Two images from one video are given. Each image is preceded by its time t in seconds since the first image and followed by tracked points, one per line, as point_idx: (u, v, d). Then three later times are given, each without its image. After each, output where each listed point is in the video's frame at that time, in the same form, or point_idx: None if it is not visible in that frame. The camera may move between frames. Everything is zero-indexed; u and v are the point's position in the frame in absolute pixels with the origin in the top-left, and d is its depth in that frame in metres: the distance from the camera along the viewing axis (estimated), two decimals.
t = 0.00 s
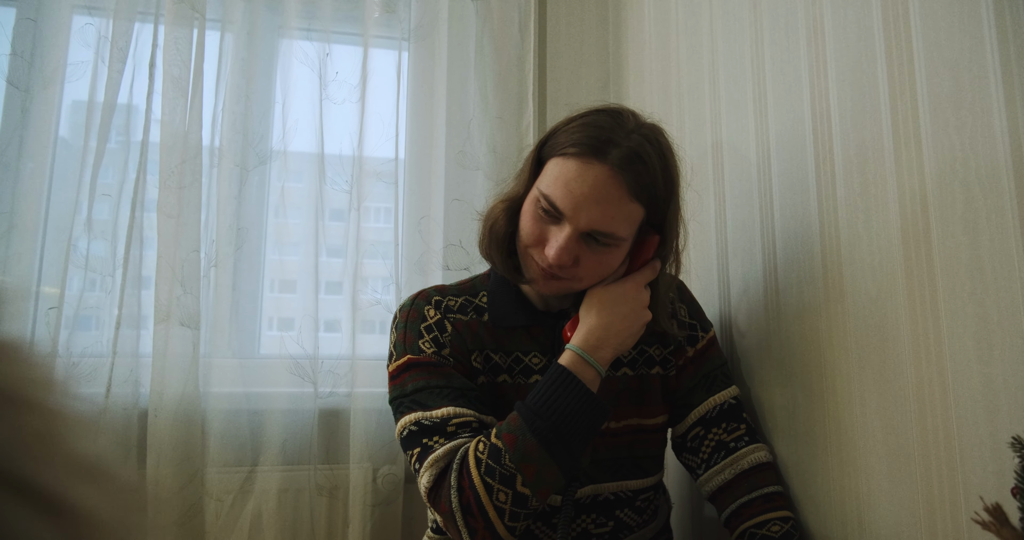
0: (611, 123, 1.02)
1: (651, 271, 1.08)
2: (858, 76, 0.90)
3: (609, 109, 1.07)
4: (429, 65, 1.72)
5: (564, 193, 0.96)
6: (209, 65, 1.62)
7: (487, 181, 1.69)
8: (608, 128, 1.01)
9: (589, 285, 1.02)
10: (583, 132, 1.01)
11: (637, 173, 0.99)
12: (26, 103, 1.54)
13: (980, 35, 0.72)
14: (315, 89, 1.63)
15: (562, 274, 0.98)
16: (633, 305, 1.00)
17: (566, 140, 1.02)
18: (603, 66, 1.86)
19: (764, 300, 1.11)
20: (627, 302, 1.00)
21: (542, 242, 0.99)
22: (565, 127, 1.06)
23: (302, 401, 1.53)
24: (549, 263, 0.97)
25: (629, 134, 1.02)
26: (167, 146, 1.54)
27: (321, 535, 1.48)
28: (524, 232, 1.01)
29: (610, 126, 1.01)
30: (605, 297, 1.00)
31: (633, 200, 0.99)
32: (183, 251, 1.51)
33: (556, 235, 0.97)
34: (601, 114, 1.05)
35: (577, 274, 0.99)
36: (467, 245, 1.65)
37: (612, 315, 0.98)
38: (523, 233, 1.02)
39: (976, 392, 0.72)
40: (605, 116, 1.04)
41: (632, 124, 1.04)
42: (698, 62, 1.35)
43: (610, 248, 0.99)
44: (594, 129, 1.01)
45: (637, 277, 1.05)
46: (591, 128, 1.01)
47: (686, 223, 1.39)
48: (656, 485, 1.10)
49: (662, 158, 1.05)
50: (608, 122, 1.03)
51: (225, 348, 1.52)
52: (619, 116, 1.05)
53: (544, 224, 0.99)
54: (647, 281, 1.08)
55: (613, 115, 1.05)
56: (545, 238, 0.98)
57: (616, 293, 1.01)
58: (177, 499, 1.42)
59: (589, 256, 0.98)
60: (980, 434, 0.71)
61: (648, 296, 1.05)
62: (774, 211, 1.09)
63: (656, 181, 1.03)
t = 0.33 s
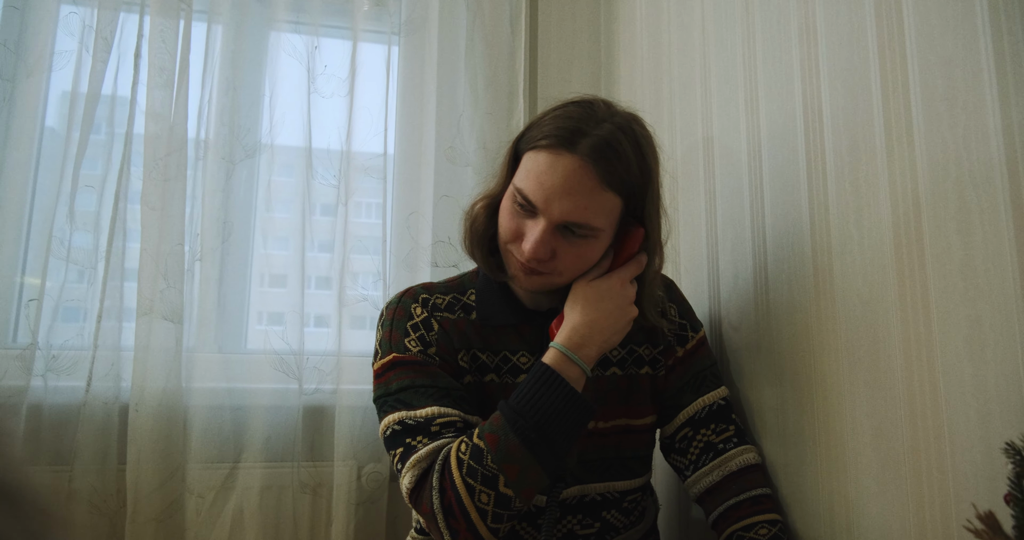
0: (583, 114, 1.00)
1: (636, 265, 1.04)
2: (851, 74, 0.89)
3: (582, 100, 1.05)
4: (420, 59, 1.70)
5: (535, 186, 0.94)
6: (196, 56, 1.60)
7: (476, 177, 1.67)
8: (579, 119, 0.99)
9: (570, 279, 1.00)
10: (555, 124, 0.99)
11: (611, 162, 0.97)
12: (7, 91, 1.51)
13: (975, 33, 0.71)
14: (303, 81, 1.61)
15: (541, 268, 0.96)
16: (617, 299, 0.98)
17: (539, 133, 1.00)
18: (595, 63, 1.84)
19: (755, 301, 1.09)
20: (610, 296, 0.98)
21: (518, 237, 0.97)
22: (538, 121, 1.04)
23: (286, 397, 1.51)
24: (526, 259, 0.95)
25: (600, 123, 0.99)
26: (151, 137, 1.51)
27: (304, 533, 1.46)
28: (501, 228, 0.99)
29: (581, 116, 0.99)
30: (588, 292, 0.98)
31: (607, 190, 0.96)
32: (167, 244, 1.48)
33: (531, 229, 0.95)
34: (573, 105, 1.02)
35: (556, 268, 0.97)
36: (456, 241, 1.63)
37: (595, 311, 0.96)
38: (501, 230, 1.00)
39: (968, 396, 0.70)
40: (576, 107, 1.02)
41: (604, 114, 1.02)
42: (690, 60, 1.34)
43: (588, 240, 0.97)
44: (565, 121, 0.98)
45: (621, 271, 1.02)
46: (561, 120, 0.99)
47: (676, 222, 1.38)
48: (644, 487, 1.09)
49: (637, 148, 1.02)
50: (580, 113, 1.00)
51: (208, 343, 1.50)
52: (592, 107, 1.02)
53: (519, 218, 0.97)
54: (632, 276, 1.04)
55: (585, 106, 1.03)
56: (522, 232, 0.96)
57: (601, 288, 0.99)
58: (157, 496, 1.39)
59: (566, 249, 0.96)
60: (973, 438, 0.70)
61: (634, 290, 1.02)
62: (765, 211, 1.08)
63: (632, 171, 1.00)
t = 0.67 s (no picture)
0: (561, 115, 0.97)
1: (637, 259, 1.02)
2: (861, 65, 0.87)
3: (560, 100, 1.02)
4: (430, 62, 1.70)
5: (522, 193, 0.92)
6: (209, 64, 1.62)
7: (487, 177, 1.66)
8: (558, 121, 0.96)
9: (571, 279, 0.99)
10: (535, 129, 0.97)
11: (597, 159, 0.94)
12: (28, 102, 1.54)
13: (988, 19, 0.68)
14: (313, 86, 1.63)
15: (539, 273, 0.94)
16: (618, 296, 0.96)
17: (521, 139, 0.98)
18: (606, 61, 1.83)
19: (767, 298, 1.07)
20: (612, 294, 0.96)
21: (513, 244, 0.95)
22: (520, 126, 1.01)
23: (300, 399, 1.53)
24: (522, 265, 0.93)
25: (581, 122, 0.96)
26: (167, 144, 1.53)
27: (319, 533, 1.47)
28: (496, 236, 0.98)
29: (559, 119, 0.96)
30: (589, 291, 0.96)
31: (596, 188, 0.94)
32: (183, 249, 1.50)
33: (523, 236, 0.93)
34: (553, 106, 1.00)
35: (554, 271, 0.95)
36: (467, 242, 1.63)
37: (596, 309, 0.94)
38: (497, 237, 0.99)
39: (985, 393, 0.68)
40: (555, 109, 0.99)
41: (584, 111, 0.99)
42: (699, 56, 1.32)
43: (583, 240, 0.95)
44: (544, 124, 0.96)
45: (621, 266, 1.00)
46: (542, 122, 0.97)
47: (688, 220, 1.36)
48: (655, 486, 1.07)
49: (622, 144, 0.98)
50: (559, 114, 0.97)
51: (223, 346, 1.52)
52: (570, 106, 0.99)
53: (511, 225, 0.95)
54: (634, 270, 1.02)
55: (564, 106, 1.00)
56: (515, 239, 0.95)
57: (601, 286, 0.97)
58: (176, 496, 1.41)
59: (562, 251, 0.94)
60: (990, 437, 0.67)
61: (635, 284, 1.00)
62: (776, 207, 1.06)
63: (619, 169, 0.97)
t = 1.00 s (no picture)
0: (531, 116, 0.97)
1: (619, 250, 1.03)
2: (849, 60, 0.87)
3: (529, 99, 1.02)
4: (427, 61, 1.71)
5: (498, 195, 0.93)
6: (207, 66, 1.63)
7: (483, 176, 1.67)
8: (528, 122, 0.96)
9: (555, 275, 1.00)
10: (505, 131, 0.97)
11: (570, 156, 0.94)
12: (28, 106, 1.56)
13: (971, 14, 0.69)
14: (311, 87, 1.64)
15: (522, 272, 0.96)
16: (602, 290, 0.97)
17: (494, 142, 0.98)
18: (603, 58, 1.83)
19: (759, 292, 1.08)
20: (596, 288, 0.97)
21: (495, 246, 0.96)
22: (492, 129, 1.02)
23: (299, 398, 1.54)
24: (505, 266, 0.95)
25: (550, 120, 0.96)
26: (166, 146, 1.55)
27: (321, 531, 1.49)
28: (479, 240, 0.99)
29: (528, 119, 0.96)
30: (572, 285, 0.97)
31: (571, 185, 0.94)
32: (182, 251, 1.52)
33: (505, 237, 0.94)
34: (522, 107, 1.00)
35: (537, 268, 0.96)
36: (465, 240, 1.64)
37: (581, 303, 0.95)
38: (480, 240, 1.00)
39: (968, 384, 0.68)
40: (525, 109, 0.99)
41: (553, 110, 0.99)
42: (693, 52, 1.32)
43: (562, 236, 0.96)
44: (516, 126, 0.96)
45: (604, 259, 1.01)
46: (513, 125, 0.97)
47: (684, 216, 1.37)
48: (647, 479, 1.08)
49: (594, 139, 0.99)
50: (528, 115, 0.98)
51: (223, 346, 1.53)
52: (539, 105, 1.00)
53: (492, 228, 0.96)
54: (616, 261, 1.03)
55: (533, 106, 1.00)
56: (497, 240, 0.96)
57: (585, 280, 0.98)
58: (177, 495, 1.43)
59: (544, 248, 0.95)
60: (973, 428, 0.68)
61: (619, 276, 1.01)
62: (767, 203, 1.06)
63: (593, 163, 0.98)
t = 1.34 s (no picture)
0: (522, 112, 0.97)
1: (612, 242, 1.03)
2: (841, 51, 0.87)
3: (519, 95, 1.02)
4: (424, 57, 1.71)
5: (493, 192, 0.93)
6: (204, 64, 1.63)
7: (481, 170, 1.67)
8: (521, 117, 0.96)
9: (551, 269, 1.00)
10: (498, 128, 0.97)
11: (563, 151, 0.94)
12: (27, 105, 1.57)
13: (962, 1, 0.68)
14: (308, 84, 1.65)
15: (519, 267, 0.96)
16: (597, 283, 0.97)
17: (486, 140, 0.98)
18: (601, 51, 1.82)
19: (754, 284, 1.08)
20: (591, 281, 0.97)
21: (491, 242, 0.97)
22: (483, 126, 1.02)
23: (298, 393, 1.55)
24: (502, 262, 0.95)
25: (542, 116, 0.96)
26: (164, 144, 1.55)
27: (322, 525, 1.50)
28: (475, 236, 0.99)
29: (520, 116, 0.96)
30: (567, 279, 0.97)
31: (565, 180, 0.94)
32: (181, 248, 1.53)
33: (501, 234, 0.94)
34: (512, 103, 1.00)
35: (534, 262, 0.96)
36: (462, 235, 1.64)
37: (576, 296, 0.95)
38: (476, 237, 1.00)
39: (960, 373, 0.68)
40: (516, 105, 0.99)
41: (544, 105, 0.99)
42: (688, 45, 1.32)
43: (558, 230, 0.96)
44: (508, 122, 0.96)
45: (598, 252, 1.01)
46: (505, 121, 0.97)
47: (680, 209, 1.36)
48: (642, 470, 1.09)
49: (586, 134, 0.99)
50: (519, 111, 0.98)
51: (222, 342, 1.54)
52: (530, 101, 1.00)
53: (488, 225, 0.96)
54: (609, 253, 1.03)
55: (523, 102, 1.00)
56: (492, 236, 0.96)
57: (579, 274, 0.98)
58: (178, 490, 1.44)
59: (540, 243, 0.95)
60: (965, 416, 0.68)
61: (612, 268, 1.01)
62: (762, 195, 1.06)
63: (586, 158, 0.98)
